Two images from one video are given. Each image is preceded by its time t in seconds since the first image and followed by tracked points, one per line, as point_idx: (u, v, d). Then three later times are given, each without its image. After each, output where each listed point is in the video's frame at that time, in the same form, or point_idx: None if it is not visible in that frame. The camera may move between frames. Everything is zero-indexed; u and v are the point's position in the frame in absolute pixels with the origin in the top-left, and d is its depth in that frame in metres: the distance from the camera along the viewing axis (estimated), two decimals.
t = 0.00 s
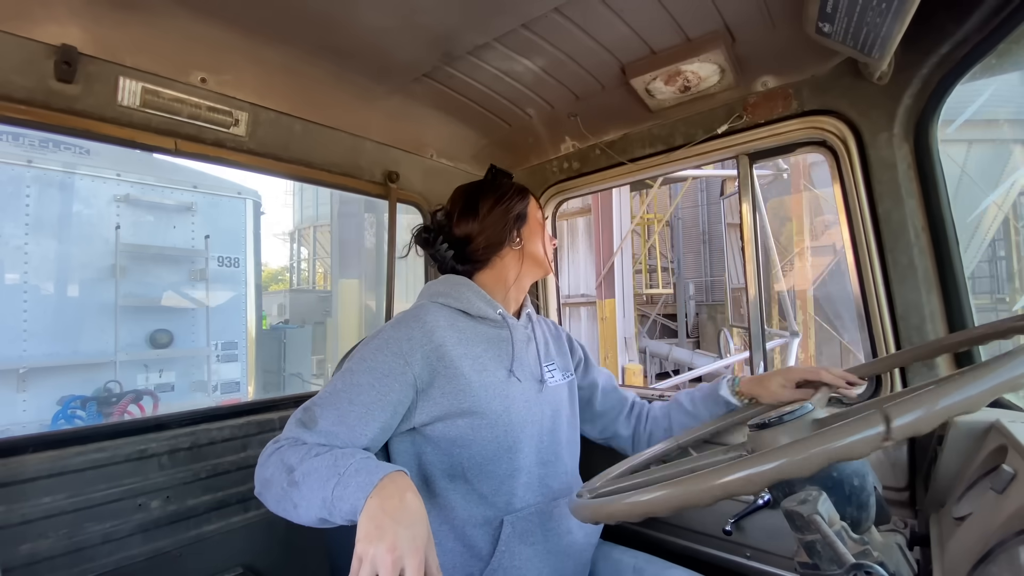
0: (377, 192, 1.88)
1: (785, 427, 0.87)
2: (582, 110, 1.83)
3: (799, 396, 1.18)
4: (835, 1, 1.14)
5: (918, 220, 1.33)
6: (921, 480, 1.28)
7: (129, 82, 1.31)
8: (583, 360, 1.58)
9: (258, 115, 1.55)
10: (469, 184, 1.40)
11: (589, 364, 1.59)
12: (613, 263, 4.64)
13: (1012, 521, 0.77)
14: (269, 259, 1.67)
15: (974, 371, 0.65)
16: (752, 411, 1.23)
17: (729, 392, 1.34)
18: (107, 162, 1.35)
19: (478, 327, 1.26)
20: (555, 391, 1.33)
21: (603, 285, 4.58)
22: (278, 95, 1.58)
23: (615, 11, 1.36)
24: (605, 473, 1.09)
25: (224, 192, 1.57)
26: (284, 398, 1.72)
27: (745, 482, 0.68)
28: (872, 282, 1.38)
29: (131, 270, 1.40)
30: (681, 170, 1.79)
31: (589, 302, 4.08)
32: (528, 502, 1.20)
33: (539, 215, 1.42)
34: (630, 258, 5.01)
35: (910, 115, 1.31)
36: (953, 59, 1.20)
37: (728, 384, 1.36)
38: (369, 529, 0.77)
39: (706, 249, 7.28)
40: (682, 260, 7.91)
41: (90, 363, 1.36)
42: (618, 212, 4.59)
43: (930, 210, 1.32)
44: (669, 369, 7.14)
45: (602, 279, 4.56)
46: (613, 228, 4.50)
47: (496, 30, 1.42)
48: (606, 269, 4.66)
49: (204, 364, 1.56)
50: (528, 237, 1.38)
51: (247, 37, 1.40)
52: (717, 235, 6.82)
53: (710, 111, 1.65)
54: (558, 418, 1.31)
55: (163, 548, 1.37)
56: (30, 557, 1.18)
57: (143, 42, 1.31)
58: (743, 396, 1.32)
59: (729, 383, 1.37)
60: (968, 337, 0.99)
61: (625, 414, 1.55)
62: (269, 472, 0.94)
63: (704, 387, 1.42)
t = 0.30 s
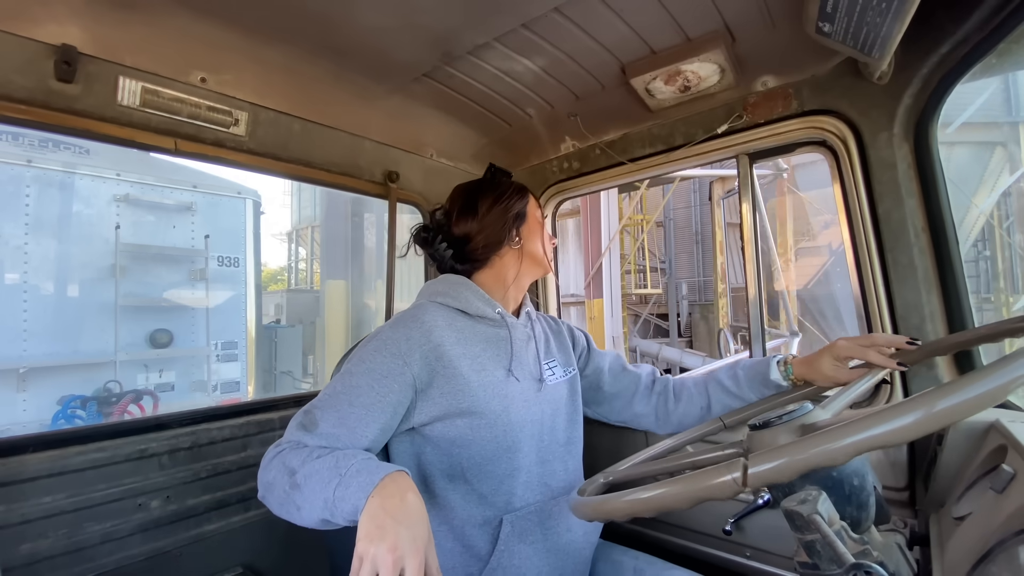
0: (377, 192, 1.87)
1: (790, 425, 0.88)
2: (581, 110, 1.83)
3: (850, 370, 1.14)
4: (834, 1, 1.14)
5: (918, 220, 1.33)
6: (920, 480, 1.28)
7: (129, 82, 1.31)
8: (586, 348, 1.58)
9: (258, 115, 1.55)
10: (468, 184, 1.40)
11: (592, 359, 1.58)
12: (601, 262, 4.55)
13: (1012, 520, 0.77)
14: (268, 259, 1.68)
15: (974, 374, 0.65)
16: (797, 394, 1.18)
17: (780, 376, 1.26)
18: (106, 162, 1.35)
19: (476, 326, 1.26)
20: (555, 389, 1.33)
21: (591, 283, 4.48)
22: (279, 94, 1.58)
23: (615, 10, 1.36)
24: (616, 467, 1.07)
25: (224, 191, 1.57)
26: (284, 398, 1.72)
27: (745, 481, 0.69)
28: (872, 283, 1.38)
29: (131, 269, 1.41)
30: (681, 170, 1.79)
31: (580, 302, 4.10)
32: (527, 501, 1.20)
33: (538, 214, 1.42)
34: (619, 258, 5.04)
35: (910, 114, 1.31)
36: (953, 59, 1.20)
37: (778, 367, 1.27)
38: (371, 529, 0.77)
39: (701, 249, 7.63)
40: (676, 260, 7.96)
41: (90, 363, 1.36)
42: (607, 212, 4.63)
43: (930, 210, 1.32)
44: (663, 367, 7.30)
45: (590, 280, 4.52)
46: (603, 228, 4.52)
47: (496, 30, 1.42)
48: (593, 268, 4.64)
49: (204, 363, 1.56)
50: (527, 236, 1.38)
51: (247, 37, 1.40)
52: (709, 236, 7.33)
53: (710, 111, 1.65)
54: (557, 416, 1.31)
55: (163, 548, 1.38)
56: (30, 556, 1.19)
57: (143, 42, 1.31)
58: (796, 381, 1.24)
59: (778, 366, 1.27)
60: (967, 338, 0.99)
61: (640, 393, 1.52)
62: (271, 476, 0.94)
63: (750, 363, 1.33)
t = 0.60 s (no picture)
0: (377, 192, 1.87)
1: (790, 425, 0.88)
2: (582, 110, 1.83)
3: (857, 368, 1.14)
4: (835, 1, 1.13)
5: (918, 220, 1.33)
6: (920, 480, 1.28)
7: (130, 82, 1.31)
8: (585, 348, 1.58)
9: (258, 115, 1.55)
10: (467, 184, 1.40)
11: (590, 360, 1.58)
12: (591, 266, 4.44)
13: (1012, 521, 0.77)
14: (267, 259, 1.68)
15: (975, 374, 0.64)
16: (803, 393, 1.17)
17: (787, 376, 1.26)
18: (107, 162, 1.35)
19: (477, 327, 1.26)
20: (555, 390, 1.33)
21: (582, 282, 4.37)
22: (279, 94, 1.58)
23: (615, 11, 1.36)
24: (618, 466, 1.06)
25: (224, 191, 1.57)
26: (284, 398, 1.72)
27: (745, 482, 0.69)
28: (872, 282, 1.38)
29: (131, 269, 1.41)
30: (681, 170, 1.79)
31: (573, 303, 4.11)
32: (527, 502, 1.20)
33: (537, 214, 1.42)
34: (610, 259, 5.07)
35: (910, 114, 1.31)
36: (953, 60, 1.20)
37: (784, 366, 1.27)
38: (372, 528, 0.77)
39: (693, 249, 7.73)
40: (669, 261, 8.00)
41: (90, 362, 1.36)
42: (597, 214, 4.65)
43: (930, 210, 1.32)
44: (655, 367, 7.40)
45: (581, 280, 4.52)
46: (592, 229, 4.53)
47: (497, 30, 1.42)
48: (582, 271, 4.59)
49: (204, 363, 1.55)
50: (527, 236, 1.38)
51: (247, 36, 1.40)
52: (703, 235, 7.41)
53: (710, 112, 1.65)
54: (557, 417, 1.31)
55: (162, 548, 1.38)
56: (30, 556, 1.19)
57: (143, 42, 1.31)
58: (803, 381, 1.24)
59: (785, 365, 1.27)
60: (967, 339, 0.99)
61: (642, 392, 1.52)
62: (274, 478, 0.94)
63: (757, 364, 1.33)
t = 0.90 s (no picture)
0: (377, 192, 1.87)
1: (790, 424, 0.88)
2: (582, 110, 1.83)
3: (855, 368, 1.14)
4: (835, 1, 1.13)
5: (919, 220, 1.33)
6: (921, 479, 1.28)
7: (130, 82, 1.31)
8: (584, 345, 1.59)
9: (258, 114, 1.55)
10: (469, 183, 1.40)
11: (588, 360, 1.58)
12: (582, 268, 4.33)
13: (1013, 520, 0.77)
14: (266, 260, 1.68)
15: (974, 374, 0.65)
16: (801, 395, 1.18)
17: (784, 377, 1.26)
18: (107, 162, 1.35)
19: (476, 326, 1.26)
20: (555, 389, 1.33)
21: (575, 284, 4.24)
22: (279, 94, 1.58)
23: (615, 10, 1.36)
24: (616, 465, 1.07)
25: (225, 191, 1.57)
26: (284, 398, 1.72)
27: (747, 481, 0.69)
28: (872, 280, 1.38)
29: (132, 269, 1.41)
30: (682, 169, 1.79)
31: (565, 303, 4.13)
32: (527, 500, 1.20)
33: (538, 213, 1.42)
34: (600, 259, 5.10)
35: (910, 114, 1.31)
36: (953, 60, 1.20)
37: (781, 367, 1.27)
38: (373, 528, 0.77)
39: (686, 249, 7.77)
40: (662, 261, 8.08)
41: (91, 362, 1.36)
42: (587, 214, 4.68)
43: (930, 209, 1.32)
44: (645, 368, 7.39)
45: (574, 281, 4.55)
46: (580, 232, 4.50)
47: (497, 30, 1.42)
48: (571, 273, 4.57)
49: (205, 363, 1.55)
50: (528, 235, 1.38)
51: (246, 36, 1.39)
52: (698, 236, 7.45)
53: (710, 111, 1.65)
54: (557, 416, 1.31)
55: (163, 548, 1.38)
56: (30, 556, 1.19)
57: (143, 42, 1.31)
58: (800, 381, 1.24)
59: (782, 366, 1.27)
60: (968, 338, 0.99)
61: (640, 393, 1.52)
62: (278, 479, 0.94)
63: (753, 365, 1.32)
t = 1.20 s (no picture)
0: (377, 192, 1.87)
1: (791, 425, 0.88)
2: (582, 110, 1.83)
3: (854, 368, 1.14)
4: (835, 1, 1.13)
5: (919, 220, 1.33)
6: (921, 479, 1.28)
7: (130, 82, 1.31)
8: (583, 350, 1.58)
9: (258, 115, 1.55)
10: (466, 183, 1.40)
11: (586, 364, 1.58)
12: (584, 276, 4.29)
13: (1013, 520, 0.77)
14: (267, 260, 1.68)
15: (974, 374, 0.65)
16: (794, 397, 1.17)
17: (775, 380, 1.27)
18: (107, 162, 1.35)
19: (476, 327, 1.26)
20: (555, 390, 1.33)
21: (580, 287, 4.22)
22: (279, 94, 1.58)
23: (616, 11, 1.36)
24: (612, 470, 1.06)
25: (225, 191, 1.57)
26: (284, 398, 1.71)
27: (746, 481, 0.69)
28: (872, 280, 1.38)
29: (132, 269, 1.41)
30: (681, 170, 1.79)
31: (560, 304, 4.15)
32: (527, 501, 1.20)
33: (537, 212, 1.42)
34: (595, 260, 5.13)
35: (911, 114, 1.31)
36: (953, 60, 1.20)
37: (773, 370, 1.28)
38: (373, 529, 0.77)
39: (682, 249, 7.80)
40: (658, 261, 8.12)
41: (92, 363, 1.36)
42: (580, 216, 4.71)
43: (930, 210, 1.32)
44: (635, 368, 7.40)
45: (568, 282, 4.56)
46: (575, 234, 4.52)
47: (497, 30, 1.42)
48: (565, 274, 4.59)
49: (205, 363, 1.55)
50: (526, 235, 1.38)
51: (246, 36, 1.39)
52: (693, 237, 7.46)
53: (710, 111, 1.65)
54: (557, 417, 1.31)
55: (163, 548, 1.38)
56: (30, 556, 1.19)
57: (143, 42, 1.31)
58: (792, 385, 1.24)
59: (774, 369, 1.27)
60: (968, 338, 0.99)
61: (639, 396, 1.51)
62: (279, 482, 0.94)
63: (745, 368, 1.33)
